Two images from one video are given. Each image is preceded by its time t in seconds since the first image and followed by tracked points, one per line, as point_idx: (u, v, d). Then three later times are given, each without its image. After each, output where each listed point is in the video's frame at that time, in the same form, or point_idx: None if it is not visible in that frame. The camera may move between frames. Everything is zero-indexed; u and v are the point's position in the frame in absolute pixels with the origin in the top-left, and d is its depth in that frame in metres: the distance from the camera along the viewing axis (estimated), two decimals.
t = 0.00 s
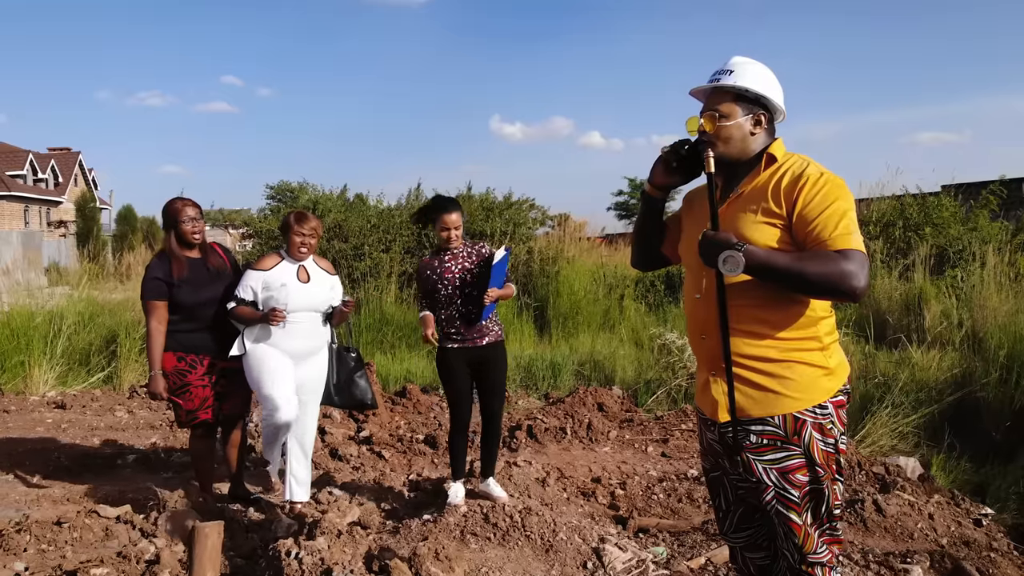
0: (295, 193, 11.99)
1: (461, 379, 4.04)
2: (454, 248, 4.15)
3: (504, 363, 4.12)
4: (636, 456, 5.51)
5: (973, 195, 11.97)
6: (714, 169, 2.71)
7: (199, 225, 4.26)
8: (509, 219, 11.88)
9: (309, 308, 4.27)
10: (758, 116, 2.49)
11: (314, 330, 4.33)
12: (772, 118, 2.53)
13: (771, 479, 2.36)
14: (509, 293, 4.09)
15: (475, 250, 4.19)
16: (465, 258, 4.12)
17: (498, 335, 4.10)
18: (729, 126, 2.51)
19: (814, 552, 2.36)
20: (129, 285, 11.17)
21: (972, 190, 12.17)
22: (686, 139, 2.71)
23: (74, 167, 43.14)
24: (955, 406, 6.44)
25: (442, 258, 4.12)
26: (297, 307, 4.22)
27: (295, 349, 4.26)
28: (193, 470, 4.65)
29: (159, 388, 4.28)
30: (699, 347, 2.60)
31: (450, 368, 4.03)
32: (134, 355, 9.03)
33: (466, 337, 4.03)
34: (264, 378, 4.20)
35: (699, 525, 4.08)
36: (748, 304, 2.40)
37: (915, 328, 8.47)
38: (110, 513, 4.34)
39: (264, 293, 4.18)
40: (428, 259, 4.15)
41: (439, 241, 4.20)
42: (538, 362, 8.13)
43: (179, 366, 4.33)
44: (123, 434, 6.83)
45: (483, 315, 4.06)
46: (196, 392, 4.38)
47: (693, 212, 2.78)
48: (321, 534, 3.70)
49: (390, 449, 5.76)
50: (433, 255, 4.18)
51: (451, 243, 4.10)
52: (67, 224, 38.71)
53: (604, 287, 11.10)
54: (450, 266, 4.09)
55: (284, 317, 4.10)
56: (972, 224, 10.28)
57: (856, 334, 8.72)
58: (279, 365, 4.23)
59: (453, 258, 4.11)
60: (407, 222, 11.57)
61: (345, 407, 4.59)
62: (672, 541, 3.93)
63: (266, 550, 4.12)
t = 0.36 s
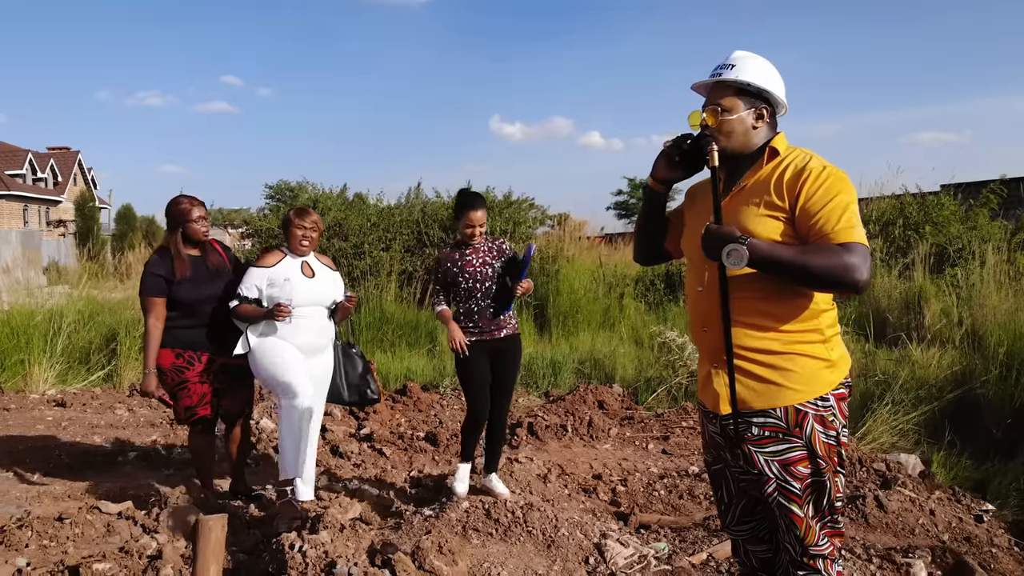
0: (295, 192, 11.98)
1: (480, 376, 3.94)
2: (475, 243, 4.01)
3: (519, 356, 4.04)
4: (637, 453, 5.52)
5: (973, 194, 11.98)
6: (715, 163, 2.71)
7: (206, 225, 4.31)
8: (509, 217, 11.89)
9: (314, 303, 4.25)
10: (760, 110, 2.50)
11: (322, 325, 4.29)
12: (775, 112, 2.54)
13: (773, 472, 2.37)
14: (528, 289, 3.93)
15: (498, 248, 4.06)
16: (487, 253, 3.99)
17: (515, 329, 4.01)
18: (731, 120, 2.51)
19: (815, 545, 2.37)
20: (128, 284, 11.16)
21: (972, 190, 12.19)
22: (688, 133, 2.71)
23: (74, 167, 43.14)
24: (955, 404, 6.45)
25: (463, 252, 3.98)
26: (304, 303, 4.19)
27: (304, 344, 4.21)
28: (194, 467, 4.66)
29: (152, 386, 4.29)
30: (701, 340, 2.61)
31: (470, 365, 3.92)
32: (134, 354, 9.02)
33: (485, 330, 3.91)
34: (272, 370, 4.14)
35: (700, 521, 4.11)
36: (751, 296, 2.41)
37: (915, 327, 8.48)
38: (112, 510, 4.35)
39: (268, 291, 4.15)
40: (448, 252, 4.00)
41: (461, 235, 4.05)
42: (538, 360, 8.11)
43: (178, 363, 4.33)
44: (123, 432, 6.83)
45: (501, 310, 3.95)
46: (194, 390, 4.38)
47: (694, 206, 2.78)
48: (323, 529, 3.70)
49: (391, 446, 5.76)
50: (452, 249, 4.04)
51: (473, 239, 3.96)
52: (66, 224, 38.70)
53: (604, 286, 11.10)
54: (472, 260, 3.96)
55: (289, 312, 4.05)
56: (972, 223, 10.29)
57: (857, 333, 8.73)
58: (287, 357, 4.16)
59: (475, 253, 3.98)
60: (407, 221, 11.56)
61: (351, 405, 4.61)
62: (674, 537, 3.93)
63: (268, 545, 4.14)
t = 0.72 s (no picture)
0: (291, 192, 11.95)
1: (483, 379, 3.75)
2: (490, 237, 3.91)
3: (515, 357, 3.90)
4: (634, 452, 5.52)
5: (969, 193, 12.01)
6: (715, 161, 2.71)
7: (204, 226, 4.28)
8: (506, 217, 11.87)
9: (320, 308, 4.14)
10: (757, 108, 2.50)
11: (328, 332, 4.19)
12: (772, 109, 2.54)
13: (771, 468, 2.37)
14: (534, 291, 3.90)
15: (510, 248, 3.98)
16: (499, 250, 3.89)
17: (515, 329, 3.89)
18: (729, 118, 2.51)
19: (814, 544, 2.37)
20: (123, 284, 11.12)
21: (967, 189, 12.22)
22: (686, 132, 2.72)
23: (70, 167, 43.02)
24: (952, 403, 6.47)
25: (478, 243, 3.87)
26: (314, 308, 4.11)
27: (311, 352, 4.10)
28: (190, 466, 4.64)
29: (145, 381, 4.25)
30: (701, 338, 2.61)
31: (471, 366, 3.74)
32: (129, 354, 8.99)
33: (488, 327, 3.77)
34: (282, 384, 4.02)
35: (698, 520, 4.12)
36: (749, 293, 2.41)
37: (911, 326, 8.49)
38: (109, 510, 4.33)
39: (273, 297, 4.01)
40: (462, 240, 3.90)
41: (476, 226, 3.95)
42: (535, 359, 8.10)
43: (172, 363, 4.32)
44: (119, 432, 6.81)
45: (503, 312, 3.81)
46: (188, 391, 4.37)
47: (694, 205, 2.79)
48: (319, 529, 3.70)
49: (388, 446, 5.76)
50: (467, 238, 3.93)
51: (488, 230, 3.86)
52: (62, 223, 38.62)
53: (600, 285, 11.09)
54: (485, 254, 3.87)
55: (303, 320, 3.90)
56: (969, 222, 10.31)
57: (853, 332, 8.74)
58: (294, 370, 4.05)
59: (489, 248, 3.88)
60: (403, 221, 11.53)
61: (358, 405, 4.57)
62: (672, 536, 3.94)
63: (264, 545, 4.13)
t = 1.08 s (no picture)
0: (272, 194, 11.85)
1: (463, 400, 3.61)
2: (470, 248, 3.84)
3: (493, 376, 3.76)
4: (616, 458, 5.53)
5: (949, 197, 12.14)
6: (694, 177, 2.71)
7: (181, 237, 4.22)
8: (489, 219, 11.85)
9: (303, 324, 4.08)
10: (735, 125, 2.50)
11: (307, 348, 4.16)
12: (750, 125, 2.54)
13: (750, 483, 2.37)
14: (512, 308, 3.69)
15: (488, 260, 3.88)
16: (477, 261, 3.81)
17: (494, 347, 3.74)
18: (707, 136, 2.51)
19: (791, 561, 2.38)
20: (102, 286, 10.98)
21: (947, 192, 12.34)
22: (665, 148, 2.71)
23: (49, 167, 42.49)
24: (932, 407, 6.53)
25: (456, 253, 3.78)
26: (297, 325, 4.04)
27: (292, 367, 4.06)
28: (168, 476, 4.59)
29: (120, 393, 4.19)
30: (682, 353, 2.61)
31: (450, 387, 3.59)
32: (108, 358, 8.88)
33: (468, 345, 3.62)
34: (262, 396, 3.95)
35: (679, 528, 4.14)
36: (726, 308, 2.42)
37: (891, 329, 8.56)
38: (84, 521, 4.27)
39: (257, 309, 3.96)
40: (441, 250, 3.81)
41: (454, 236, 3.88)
42: (518, 364, 8.09)
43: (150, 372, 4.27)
44: (96, 439, 6.72)
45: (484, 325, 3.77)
46: (167, 400, 4.33)
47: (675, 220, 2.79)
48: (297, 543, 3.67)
49: (369, 453, 5.72)
50: (446, 248, 3.85)
51: (466, 238, 3.77)
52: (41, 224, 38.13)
53: (583, 288, 11.10)
54: (466, 265, 3.77)
55: (285, 335, 3.86)
56: (948, 225, 10.40)
57: (834, 335, 8.79)
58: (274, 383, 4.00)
59: (469, 259, 3.80)
60: (386, 224, 11.46)
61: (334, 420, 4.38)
62: (652, 545, 3.95)
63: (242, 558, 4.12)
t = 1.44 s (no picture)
0: (255, 193, 11.76)
1: (443, 403, 3.58)
2: (444, 249, 3.81)
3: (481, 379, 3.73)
4: (600, 458, 5.53)
5: (929, 198, 12.26)
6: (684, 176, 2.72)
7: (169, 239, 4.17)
8: (474, 219, 11.83)
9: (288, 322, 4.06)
10: (717, 126, 2.50)
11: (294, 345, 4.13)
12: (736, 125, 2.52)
13: (727, 481, 2.40)
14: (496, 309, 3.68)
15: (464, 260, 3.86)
16: (454, 262, 3.78)
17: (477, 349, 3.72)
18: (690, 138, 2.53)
19: (764, 563, 2.39)
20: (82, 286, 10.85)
21: (928, 193, 12.46)
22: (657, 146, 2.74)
23: (29, 166, 41.95)
24: (914, 406, 6.59)
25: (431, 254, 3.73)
26: (280, 323, 4.02)
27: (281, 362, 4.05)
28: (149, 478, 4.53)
29: (104, 396, 4.16)
30: (668, 351, 2.63)
31: (430, 391, 3.57)
32: (89, 359, 8.78)
33: (451, 349, 3.59)
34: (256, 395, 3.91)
35: (663, 528, 4.15)
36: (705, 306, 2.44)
37: (873, 329, 8.63)
38: (64, 524, 4.21)
39: (239, 311, 3.93)
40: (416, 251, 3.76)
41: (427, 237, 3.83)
42: (503, 364, 8.08)
43: (136, 372, 4.22)
44: (76, 441, 6.64)
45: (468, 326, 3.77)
46: (152, 401, 4.27)
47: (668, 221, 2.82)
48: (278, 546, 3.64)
49: (353, 454, 5.69)
50: (422, 249, 3.80)
51: (439, 238, 3.72)
52: (20, 224, 37.61)
53: (568, 288, 11.10)
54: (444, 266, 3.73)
55: (268, 338, 3.88)
56: (929, 226, 10.49)
57: (816, 334, 8.85)
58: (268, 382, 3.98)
59: (445, 259, 3.76)
60: (370, 224, 11.40)
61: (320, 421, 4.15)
62: (636, 545, 3.96)
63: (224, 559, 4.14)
